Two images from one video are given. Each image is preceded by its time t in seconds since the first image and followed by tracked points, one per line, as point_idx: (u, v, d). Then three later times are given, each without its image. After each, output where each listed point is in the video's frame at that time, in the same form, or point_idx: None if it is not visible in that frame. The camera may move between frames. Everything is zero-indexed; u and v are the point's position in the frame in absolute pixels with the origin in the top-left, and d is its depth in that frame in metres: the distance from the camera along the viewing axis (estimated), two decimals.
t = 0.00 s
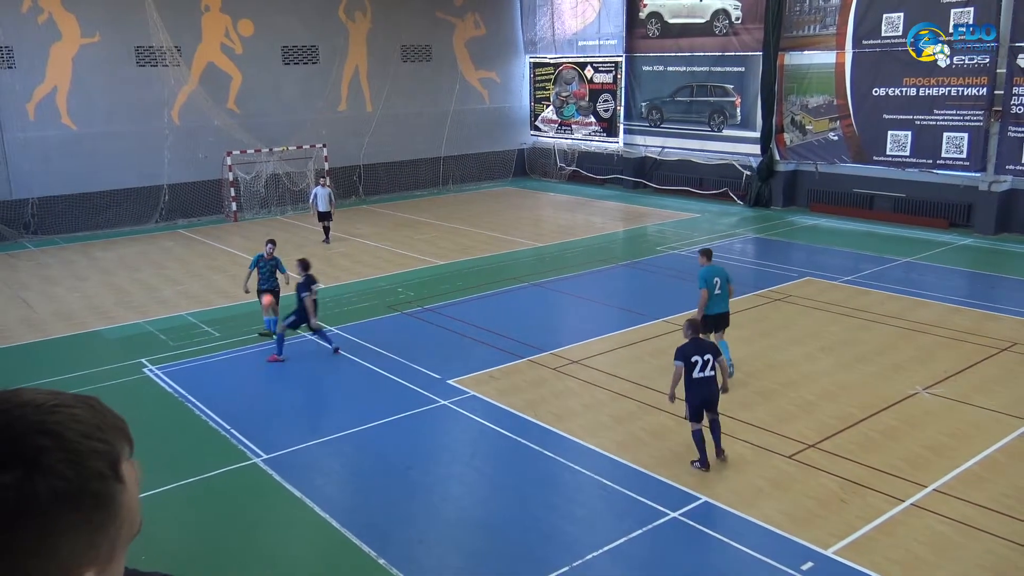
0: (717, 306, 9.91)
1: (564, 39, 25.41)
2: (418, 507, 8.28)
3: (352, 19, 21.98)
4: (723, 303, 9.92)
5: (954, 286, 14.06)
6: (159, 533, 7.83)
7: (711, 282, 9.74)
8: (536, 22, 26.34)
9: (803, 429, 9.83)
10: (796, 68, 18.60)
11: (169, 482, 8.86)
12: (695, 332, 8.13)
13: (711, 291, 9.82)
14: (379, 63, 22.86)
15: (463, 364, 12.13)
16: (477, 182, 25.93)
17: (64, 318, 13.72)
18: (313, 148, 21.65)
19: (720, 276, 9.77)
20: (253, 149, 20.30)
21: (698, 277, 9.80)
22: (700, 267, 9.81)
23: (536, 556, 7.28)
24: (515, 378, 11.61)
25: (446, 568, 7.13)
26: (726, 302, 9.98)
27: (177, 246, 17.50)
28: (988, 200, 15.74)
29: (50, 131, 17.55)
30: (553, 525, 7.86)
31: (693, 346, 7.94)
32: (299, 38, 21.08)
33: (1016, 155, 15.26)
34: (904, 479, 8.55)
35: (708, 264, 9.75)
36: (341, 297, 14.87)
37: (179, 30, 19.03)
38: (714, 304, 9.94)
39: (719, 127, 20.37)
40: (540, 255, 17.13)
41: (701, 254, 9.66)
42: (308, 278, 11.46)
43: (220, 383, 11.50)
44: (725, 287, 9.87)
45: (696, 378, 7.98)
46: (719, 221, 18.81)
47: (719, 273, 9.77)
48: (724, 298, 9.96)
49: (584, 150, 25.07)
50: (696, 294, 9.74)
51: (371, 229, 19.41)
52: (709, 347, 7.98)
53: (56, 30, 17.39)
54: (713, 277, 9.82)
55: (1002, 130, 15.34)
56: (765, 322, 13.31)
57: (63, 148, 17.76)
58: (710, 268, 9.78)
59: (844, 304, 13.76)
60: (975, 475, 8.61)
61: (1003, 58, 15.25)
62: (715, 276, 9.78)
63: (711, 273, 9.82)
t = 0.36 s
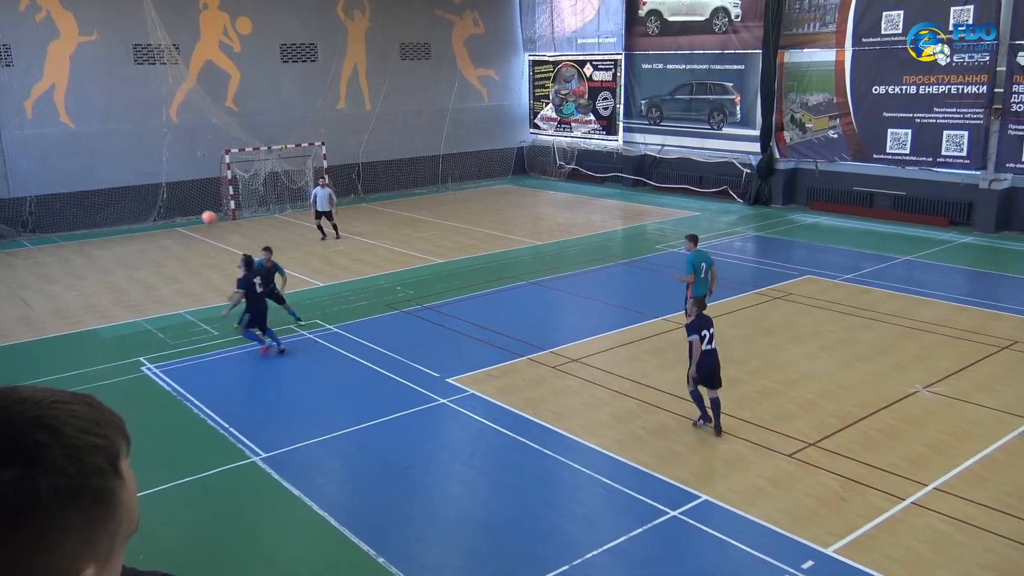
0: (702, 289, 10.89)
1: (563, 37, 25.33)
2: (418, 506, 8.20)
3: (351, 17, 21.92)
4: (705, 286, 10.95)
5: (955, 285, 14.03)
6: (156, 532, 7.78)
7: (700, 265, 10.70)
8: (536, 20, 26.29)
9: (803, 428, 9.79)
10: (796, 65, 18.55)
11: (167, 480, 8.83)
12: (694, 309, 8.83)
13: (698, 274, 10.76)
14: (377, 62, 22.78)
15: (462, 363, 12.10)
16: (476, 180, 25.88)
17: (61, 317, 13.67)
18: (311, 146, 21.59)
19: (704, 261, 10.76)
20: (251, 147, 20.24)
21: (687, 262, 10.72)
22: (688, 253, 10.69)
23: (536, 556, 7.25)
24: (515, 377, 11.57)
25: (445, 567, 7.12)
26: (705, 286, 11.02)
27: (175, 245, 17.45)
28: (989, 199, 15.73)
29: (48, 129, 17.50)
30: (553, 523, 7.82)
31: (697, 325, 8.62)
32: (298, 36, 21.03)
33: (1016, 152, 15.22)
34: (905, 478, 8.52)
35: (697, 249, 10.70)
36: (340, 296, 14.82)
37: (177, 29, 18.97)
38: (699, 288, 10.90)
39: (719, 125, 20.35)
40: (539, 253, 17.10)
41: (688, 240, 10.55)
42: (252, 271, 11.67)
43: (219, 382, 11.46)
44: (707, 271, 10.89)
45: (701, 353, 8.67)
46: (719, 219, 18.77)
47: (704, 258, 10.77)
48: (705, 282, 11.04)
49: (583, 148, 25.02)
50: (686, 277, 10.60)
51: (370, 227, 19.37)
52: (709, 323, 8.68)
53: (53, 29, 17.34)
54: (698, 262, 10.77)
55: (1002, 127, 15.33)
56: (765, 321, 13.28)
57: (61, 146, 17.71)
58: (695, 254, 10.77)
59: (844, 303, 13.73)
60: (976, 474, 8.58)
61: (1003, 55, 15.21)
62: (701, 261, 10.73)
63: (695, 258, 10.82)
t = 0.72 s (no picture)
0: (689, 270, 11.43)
1: (566, 35, 25.20)
2: (419, 507, 8.11)
3: (352, 15, 21.80)
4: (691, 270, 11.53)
5: (961, 285, 13.91)
6: (154, 533, 7.70)
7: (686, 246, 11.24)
8: (538, 18, 26.14)
9: (808, 430, 9.69)
10: (801, 65, 18.45)
11: (166, 482, 8.75)
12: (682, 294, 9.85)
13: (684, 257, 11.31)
14: (379, 61, 22.69)
15: (464, 364, 12.00)
16: (479, 180, 25.75)
17: (61, 317, 13.60)
18: (312, 145, 21.51)
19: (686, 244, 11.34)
20: (252, 146, 20.15)
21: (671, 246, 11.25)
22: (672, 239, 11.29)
23: (537, 558, 7.16)
24: (517, 378, 11.48)
25: (446, 568, 7.03)
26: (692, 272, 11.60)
27: (175, 245, 17.37)
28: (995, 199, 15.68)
29: (48, 128, 17.42)
30: (554, 524, 7.73)
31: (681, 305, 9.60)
32: (299, 35, 20.93)
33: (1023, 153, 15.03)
34: (911, 480, 8.41)
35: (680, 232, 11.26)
36: (340, 296, 14.71)
37: (178, 27, 18.92)
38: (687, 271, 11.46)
39: (723, 124, 20.24)
40: (542, 253, 17.00)
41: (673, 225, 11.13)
42: (195, 268, 11.76)
43: (219, 382, 11.38)
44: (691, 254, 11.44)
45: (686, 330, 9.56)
46: (723, 219, 18.64)
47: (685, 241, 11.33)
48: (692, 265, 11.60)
49: (586, 148, 24.88)
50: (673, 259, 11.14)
51: (372, 227, 19.27)
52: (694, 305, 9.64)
53: (53, 27, 17.28)
54: (684, 247, 11.39)
55: (1009, 127, 15.10)
56: (769, 321, 13.18)
57: (61, 145, 17.64)
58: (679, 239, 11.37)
59: (848, 303, 13.62)
60: (982, 476, 8.47)
61: (1010, 54, 15.06)
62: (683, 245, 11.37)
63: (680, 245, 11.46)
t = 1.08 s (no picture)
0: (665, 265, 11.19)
1: (567, 35, 25.18)
2: (420, 507, 8.12)
3: (354, 15, 21.87)
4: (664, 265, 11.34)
5: (963, 285, 13.91)
6: (156, 533, 7.71)
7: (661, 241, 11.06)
8: (540, 18, 26.10)
9: (810, 429, 9.69)
10: (802, 64, 18.40)
11: (167, 481, 8.75)
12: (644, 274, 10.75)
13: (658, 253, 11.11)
14: (380, 60, 22.67)
15: (465, 364, 12.00)
16: (480, 180, 25.71)
17: (62, 316, 13.60)
18: (314, 145, 21.51)
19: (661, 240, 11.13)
20: (253, 146, 20.17)
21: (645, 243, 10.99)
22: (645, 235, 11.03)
23: (538, 558, 7.16)
24: (518, 377, 11.48)
25: (448, 568, 7.02)
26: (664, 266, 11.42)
27: (177, 245, 17.37)
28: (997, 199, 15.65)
29: (50, 128, 17.43)
30: (555, 524, 7.73)
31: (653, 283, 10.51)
32: (300, 35, 20.92)
33: None
34: (912, 480, 8.41)
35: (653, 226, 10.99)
36: (342, 296, 14.72)
37: (180, 27, 18.91)
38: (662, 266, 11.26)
39: (724, 124, 20.26)
40: (544, 253, 16.99)
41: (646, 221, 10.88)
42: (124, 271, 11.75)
43: (220, 382, 11.38)
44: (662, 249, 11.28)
45: (658, 306, 10.43)
46: (724, 219, 18.64)
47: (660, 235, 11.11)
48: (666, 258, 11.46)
49: (587, 148, 24.84)
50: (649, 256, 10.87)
51: (373, 227, 19.27)
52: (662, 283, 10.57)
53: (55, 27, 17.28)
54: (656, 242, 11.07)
55: (1011, 127, 15.13)
56: (770, 321, 13.18)
57: (63, 144, 17.64)
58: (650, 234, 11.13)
59: (850, 304, 13.62)
60: (983, 476, 8.47)
61: (1013, 54, 15.07)
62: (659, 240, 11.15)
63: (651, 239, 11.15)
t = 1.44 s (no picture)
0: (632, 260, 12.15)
1: (571, 34, 25.17)
2: (424, 507, 8.13)
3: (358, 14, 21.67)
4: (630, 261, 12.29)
5: (967, 285, 13.90)
6: (159, 533, 7.70)
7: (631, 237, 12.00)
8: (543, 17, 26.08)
9: (814, 429, 9.68)
10: (806, 63, 18.35)
11: (171, 480, 8.77)
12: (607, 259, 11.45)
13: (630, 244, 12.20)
14: (384, 59, 22.65)
15: (468, 364, 12.00)
16: (483, 179, 25.69)
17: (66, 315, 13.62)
18: (317, 144, 21.51)
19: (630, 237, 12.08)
20: (257, 145, 20.14)
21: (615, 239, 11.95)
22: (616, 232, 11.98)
23: (542, 558, 7.15)
24: (522, 377, 11.48)
25: (452, 569, 7.01)
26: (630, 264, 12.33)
27: (180, 244, 17.38)
28: (1001, 199, 15.58)
29: (53, 126, 17.43)
30: (559, 524, 7.73)
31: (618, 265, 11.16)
32: (303, 34, 20.91)
33: None
34: (916, 480, 8.40)
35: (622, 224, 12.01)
36: (345, 295, 14.71)
37: (183, 26, 18.91)
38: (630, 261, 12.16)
39: (728, 124, 20.22)
40: (547, 252, 16.98)
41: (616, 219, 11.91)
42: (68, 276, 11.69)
43: (223, 381, 11.40)
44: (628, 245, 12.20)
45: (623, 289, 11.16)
46: (727, 219, 18.61)
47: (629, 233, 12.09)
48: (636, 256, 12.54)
49: (591, 147, 24.81)
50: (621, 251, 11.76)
51: (376, 226, 19.26)
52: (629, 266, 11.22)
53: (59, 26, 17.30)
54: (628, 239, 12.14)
55: (1016, 127, 15.11)
56: (774, 321, 13.18)
57: (67, 143, 17.66)
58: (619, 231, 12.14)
59: (854, 304, 13.60)
60: (987, 476, 8.45)
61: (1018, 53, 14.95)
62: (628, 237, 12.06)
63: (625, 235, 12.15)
